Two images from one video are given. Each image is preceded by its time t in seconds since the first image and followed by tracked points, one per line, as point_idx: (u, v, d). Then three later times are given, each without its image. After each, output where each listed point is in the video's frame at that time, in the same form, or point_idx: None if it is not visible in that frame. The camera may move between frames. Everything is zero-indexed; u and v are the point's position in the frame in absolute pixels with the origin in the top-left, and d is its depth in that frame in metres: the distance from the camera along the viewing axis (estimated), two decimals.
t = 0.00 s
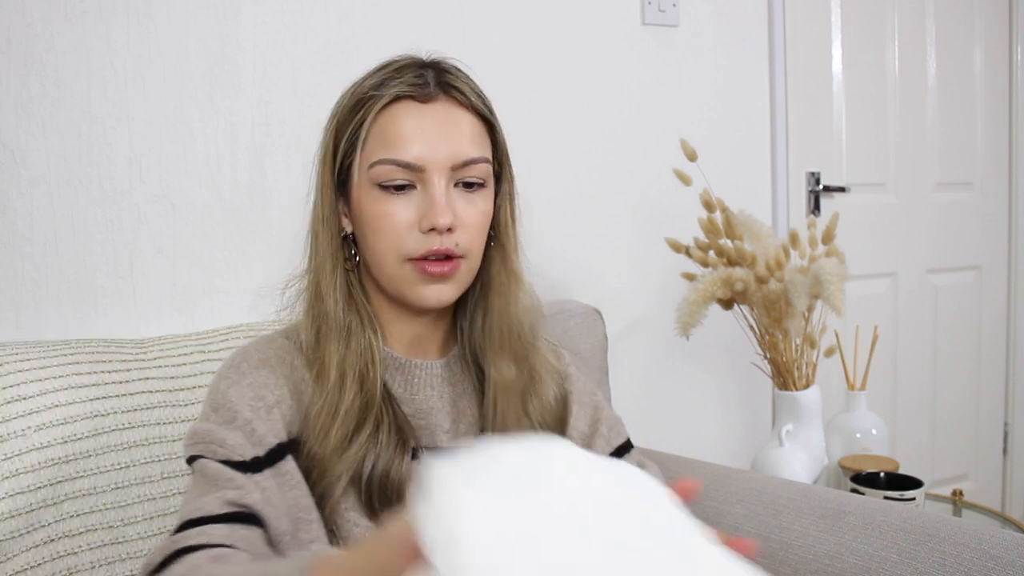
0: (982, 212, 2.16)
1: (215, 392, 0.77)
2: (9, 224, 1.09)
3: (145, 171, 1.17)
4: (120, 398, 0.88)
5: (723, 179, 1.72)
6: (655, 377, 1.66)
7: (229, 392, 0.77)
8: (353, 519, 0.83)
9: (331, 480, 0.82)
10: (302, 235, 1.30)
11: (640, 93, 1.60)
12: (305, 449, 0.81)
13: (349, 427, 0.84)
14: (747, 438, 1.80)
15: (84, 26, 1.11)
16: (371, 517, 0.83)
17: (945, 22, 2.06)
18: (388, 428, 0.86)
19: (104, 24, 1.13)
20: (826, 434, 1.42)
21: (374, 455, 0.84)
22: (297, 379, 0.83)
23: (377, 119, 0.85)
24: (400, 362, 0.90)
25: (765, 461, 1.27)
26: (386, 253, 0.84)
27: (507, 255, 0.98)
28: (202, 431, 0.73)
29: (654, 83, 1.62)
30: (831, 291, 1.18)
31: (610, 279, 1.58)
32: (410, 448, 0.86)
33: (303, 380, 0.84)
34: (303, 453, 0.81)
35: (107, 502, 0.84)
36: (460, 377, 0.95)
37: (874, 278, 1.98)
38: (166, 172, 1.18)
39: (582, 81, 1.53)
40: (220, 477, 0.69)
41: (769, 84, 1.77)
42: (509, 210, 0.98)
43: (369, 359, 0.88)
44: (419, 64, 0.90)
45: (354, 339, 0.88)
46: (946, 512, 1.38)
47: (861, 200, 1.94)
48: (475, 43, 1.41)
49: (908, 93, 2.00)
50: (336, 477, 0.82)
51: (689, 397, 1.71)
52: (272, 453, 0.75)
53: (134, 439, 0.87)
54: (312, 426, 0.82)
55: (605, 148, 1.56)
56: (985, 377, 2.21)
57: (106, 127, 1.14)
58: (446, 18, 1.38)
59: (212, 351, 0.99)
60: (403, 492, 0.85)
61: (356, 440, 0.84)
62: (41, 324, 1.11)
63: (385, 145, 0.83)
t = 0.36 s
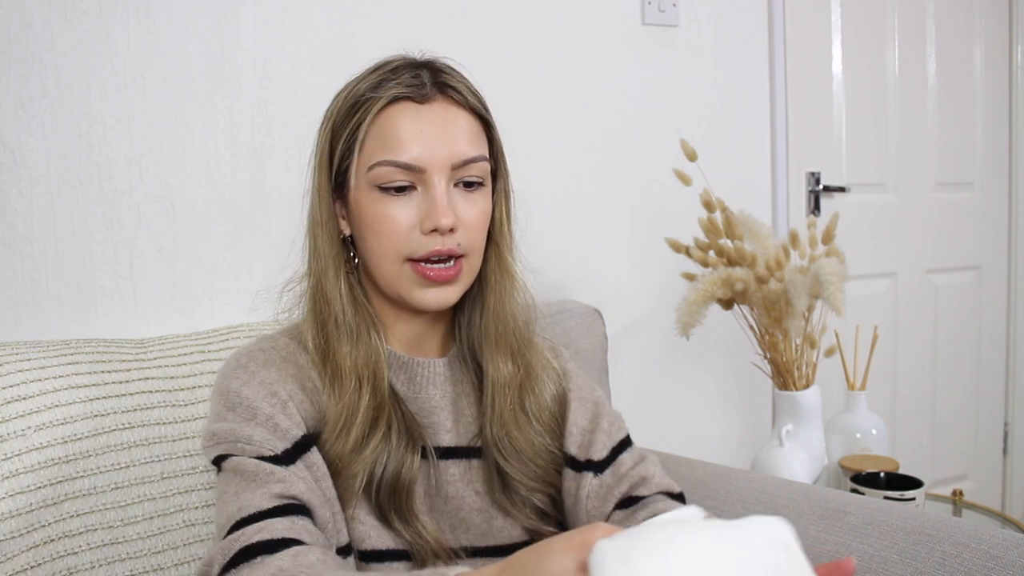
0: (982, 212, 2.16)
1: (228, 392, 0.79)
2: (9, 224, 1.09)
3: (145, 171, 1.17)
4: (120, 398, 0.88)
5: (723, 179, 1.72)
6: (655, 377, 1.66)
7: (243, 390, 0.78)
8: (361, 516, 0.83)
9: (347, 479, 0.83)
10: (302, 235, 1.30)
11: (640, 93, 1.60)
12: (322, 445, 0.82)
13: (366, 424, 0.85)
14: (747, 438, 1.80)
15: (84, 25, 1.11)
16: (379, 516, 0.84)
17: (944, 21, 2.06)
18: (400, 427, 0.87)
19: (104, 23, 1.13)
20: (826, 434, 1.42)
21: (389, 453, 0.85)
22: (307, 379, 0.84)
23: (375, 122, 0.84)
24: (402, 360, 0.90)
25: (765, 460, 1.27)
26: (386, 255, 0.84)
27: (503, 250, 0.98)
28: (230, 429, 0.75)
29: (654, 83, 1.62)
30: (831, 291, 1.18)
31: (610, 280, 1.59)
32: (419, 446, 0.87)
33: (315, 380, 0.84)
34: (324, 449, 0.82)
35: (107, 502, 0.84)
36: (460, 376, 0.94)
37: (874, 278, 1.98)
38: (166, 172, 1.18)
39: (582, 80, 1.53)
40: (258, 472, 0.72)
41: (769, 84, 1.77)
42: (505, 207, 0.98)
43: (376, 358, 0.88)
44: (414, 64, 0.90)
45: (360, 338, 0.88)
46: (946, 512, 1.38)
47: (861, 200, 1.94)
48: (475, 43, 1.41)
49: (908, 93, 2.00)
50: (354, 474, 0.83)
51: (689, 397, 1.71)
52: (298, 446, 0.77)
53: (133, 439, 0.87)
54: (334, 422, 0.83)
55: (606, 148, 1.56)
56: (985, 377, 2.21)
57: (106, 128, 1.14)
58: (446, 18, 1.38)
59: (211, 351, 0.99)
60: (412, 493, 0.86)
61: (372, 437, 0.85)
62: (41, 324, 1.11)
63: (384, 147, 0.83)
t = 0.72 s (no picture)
0: (982, 212, 2.16)
1: (229, 376, 0.79)
2: (9, 224, 1.09)
3: (145, 171, 1.17)
4: (120, 398, 0.88)
5: (723, 179, 1.72)
6: (655, 376, 1.66)
7: (245, 375, 0.78)
8: (362, 515, 0.83)
9: (348, 480, 0.82)
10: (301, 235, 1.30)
11: (640, 93, 1.60)
12: (323, 445, 0.82)
13: (368, 425, 0.85)
14: (747, 438, 1.80)
15: (84, 25, 1.12)
16: (380, 516, 0.84)
17: (945, 21, 2.06)
18: (401, 428, 0.87)
19: (104, 23, 1.13)
20: (826, 434, 1.42)
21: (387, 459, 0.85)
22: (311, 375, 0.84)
23: (381, 125, 0.84)
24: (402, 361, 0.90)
25: (765, 460, 1.27)
26: (390, 259, 0.84)
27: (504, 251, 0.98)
28: (228, 410, 0.73)
29: (654, 82, 1.62)
30: (831, 291, 1.18)
31: (610, 280, 1.58)
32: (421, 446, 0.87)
33: (318, 381, 0.84)
34: (322, 448, 0.82)
35: (107, 502, 0.84)
36: (460, 375, 0.95)
37: (874, 278, 1.98)
38: (166, 172, 1.18)
39: (582, 80, 1.53)
40: (259, 446, 0.70)
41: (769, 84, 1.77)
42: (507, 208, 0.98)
43: (380, 362, 0.88)
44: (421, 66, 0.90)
45: (364, 339, 0.88)
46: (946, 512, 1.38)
47: (861, 199, 1.94)
48: (476, 43, 1.41)
49: (909, 92, 2.00)
50: (352, 473, 0.83)
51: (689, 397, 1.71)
52: (296, 435, 0.77)
53: (133, 439, 0.87)
54: (335, 425, 0.83)
55: (606, 148, 1.56)
56: (985, 376, 2.21)
57: (106, 128, 1.14)
58: (446, 18, 1.38)
59: (211, 351, 0.99)
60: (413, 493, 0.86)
61: (372, 439, 0.85)
62: (41, 324, 1.12)
63: (389, 150, 0.83)
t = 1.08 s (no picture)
0: (982, 212, 2.16)
1: (239, 363, 0.78)
2: (9, 224, 1.09)
3: (145, 171, 1.17)
4: (120, 398, 0.88)
5: (723, 179, 1.72)
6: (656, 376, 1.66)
7: (255, 362, 0.78)
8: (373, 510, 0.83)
9: (355, 477, 0.82)
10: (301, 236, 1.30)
11: (640, 94, 1.60)
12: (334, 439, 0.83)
13: (379, 423, 0.85)
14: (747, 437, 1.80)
15: (84, 25, 1.12)
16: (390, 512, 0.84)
17: (944, 22, 2.06)
18: (405, 426, 0.87)
19: (104, 23, 1.13)
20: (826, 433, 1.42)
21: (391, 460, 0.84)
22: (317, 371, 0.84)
23: (384, 125, 0.84)
24: (401, 360, 0.90)
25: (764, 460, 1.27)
26: (394, 260, 0.84)
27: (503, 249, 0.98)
28: (240, 392, 0.73)
29: (654, 82, 1.62)
30: (831, 291, 1.18)
31: (610, 279, 1.58)
32: (425, 443, 0.87)
33: (325, 380, 0.84)
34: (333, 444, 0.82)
35: (107, 502, 0.84)
36: (459, 373, 0.95)
37: (875, 278, 1.98)
38: (166, 172, 1.18)
39: (582, 80, 1.53)
40: (277, 422, 0.69)
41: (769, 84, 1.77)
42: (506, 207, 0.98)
43: (383, 363, 0.88)
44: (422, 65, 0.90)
45: (369, 339, 0.88)
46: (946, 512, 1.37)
47: (861, 200, 1.94)
48: (476, 43, 1.41)
49: (908, 92, 2.00)
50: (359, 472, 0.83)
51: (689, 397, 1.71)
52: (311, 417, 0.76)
53: (133, 439, 0.87)
54: (348, 422, 0.83)
55: (606, 148, 1.56)
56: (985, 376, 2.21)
57: (106, 128, 1.14)
58: (446, 18, 1.38)
59: (211, 351, 0.99)
60: (420, 492, 0.86)
61: (382, 438, 0.84)
62: (41, 324, 1.12)
63: (392, 151, 0.83)
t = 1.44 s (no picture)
0: (982, 212, 2.16)
1: (236, 369, 0.78)
2: (9, 224, 1.09)
3: (145, 171, 1.17)
4: (120, 397, 0.88)
5: (723, 179, 1.72)
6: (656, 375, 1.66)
7: (251, 369, 0.77)
8: (371, 511, 0.83)
9: (355, 478, 0.82)
10: (302, 236, 1.30)
11: (640, 93, 1.60)
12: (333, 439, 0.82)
13: (380, 425, 0.84)
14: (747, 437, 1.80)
15: (84, 25, 1.12)
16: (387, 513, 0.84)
17: (945, 21, 2.06)
18: (405, 425, 0.87)
19: (104, 23, 1.13)
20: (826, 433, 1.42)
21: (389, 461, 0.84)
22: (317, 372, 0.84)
23: (388, 121, 0.84)
24: (401, 357, 0.91)
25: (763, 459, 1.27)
26: (399, 254, 0.83)
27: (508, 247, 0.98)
28: (235, 403, 0.72)
29: (654, 82, 1.62)
30: (832, 292, 1.16)
31: (610, 280, 1.58)
32: (425, 443, 0.87)
33: (325, 381, 0.84)
34: (333, 447, 0.82)
35: (107, 502, 0.84)
36: (460, 373, 0.95)
37: (875, 278, 1.98)
38: (166, 172, 1.18)
39: (582, 80, 1.53)
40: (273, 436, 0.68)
41: (769, 84, 1.77)
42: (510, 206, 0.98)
43: (387, 361, 0.88)
44: (425, 61, 0.90)
45: (374, 338, 0.89)
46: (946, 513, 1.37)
47: (861, 200, 1.94)
48: (476, 43, 1.41)
49: (909, 93, 2.00)
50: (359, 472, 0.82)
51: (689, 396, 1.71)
52: (306, 423, 0.75)
53: (133, 439, 0.87)
54: (348, 422, 0.83)
55: (606, 148, 1.56)
56: (985, 376, 2.21)
57: (106, 128, 1.14)
58: (446, 18, 1.38)
59: (211, 351, 0.99)
60: (420, 492, 0.86)
61: (384, 440, 0.84)
62: (41, 324, 1.12)
63: (396, 146, 0.83)
